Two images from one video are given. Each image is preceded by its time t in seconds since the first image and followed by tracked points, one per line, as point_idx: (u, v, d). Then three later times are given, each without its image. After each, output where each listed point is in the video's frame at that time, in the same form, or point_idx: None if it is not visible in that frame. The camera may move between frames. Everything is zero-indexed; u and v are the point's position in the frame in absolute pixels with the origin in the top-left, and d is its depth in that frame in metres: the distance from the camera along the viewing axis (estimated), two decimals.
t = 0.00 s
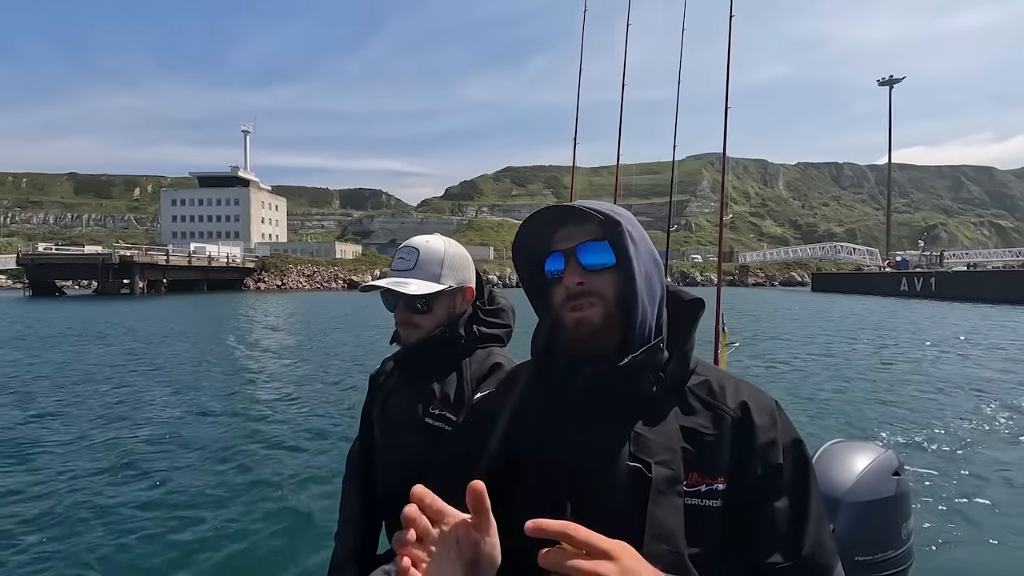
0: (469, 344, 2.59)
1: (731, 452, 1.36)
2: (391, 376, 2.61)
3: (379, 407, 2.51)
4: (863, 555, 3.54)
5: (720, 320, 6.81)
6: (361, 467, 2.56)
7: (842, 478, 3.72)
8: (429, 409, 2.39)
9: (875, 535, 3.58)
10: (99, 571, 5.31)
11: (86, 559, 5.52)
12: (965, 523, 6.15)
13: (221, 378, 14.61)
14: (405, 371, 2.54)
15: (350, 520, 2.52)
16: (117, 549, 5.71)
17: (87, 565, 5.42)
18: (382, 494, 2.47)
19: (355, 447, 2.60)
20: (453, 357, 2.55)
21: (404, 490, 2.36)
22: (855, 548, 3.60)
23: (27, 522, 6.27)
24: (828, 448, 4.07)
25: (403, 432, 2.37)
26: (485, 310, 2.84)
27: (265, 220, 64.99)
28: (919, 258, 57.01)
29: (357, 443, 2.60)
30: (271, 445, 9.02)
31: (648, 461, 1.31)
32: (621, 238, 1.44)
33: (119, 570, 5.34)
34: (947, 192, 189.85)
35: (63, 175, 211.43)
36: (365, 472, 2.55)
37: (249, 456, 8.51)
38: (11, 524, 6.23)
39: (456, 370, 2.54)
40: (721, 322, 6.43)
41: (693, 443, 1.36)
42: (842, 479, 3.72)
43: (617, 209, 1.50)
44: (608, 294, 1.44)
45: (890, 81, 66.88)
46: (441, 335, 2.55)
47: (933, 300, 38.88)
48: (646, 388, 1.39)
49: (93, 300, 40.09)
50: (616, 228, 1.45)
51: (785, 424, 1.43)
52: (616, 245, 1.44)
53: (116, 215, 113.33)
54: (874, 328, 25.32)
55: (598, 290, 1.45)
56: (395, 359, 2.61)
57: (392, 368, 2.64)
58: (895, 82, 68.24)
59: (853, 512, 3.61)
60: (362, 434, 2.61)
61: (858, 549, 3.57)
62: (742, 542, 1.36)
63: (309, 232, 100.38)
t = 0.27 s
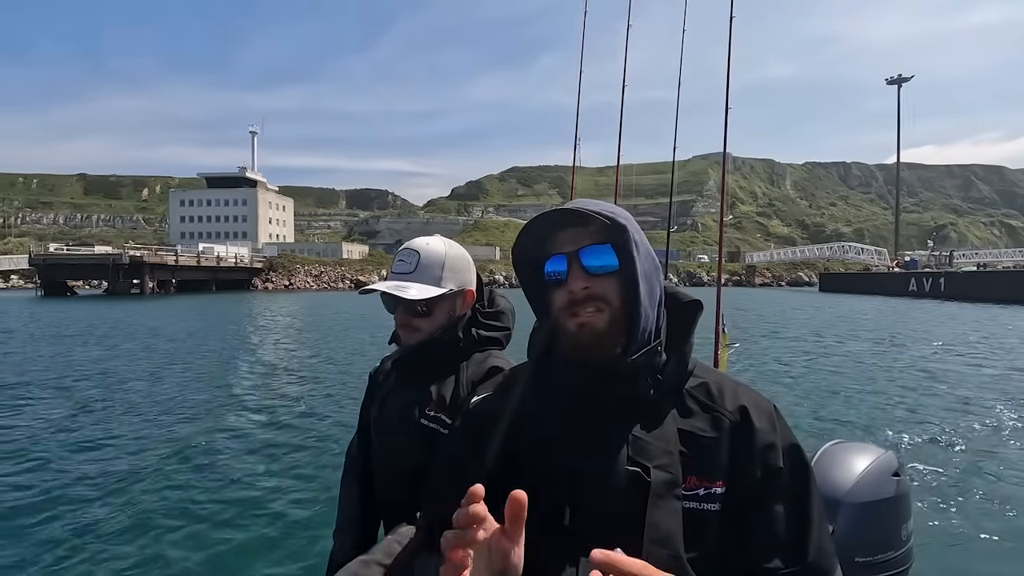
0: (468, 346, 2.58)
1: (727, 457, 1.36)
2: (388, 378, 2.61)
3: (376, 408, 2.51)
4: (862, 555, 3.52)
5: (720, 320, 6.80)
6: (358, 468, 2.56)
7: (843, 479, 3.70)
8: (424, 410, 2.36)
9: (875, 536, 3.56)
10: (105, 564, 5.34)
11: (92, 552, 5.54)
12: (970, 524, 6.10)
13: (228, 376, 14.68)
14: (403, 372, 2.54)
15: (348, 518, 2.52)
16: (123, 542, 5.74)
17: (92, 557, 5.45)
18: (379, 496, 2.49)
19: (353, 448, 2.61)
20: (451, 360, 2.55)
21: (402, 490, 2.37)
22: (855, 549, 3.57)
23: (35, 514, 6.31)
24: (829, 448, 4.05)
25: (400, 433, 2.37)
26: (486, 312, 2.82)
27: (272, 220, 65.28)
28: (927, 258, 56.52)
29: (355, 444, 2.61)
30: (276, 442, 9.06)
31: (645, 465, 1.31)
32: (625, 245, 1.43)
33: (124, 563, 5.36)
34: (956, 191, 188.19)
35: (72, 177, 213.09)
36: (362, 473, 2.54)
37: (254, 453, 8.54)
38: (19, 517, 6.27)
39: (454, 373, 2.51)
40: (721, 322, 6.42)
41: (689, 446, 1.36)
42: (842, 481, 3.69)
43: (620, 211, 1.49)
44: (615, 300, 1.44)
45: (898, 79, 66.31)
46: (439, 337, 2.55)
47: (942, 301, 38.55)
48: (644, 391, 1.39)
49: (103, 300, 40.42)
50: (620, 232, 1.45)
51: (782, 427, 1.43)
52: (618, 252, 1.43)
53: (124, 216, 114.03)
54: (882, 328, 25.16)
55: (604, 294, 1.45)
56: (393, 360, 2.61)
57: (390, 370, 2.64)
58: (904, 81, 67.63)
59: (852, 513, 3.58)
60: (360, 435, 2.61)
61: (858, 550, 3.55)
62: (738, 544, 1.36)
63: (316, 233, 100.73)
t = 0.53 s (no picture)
0: (469, 347, 2.58)
1: (734, 458, 1.35)
2: (390, 378, 2.61)
3: (379, 407, 2.52)
4: (863, 554, 3.50)
5: (721, 320, 6.78)
6: (359, 466, 2.57)
7: (843, 478, 3.68)
8: (426, 410, 2.37)
9: (876, 535, 3.53)
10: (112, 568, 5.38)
11: (99, 555, 5.59)
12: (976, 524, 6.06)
13: (235, 377, 14.75)
14: (404, 372, 2.54)
15: (348, 517, 2.52)
16: (130, 547, 5.78)
17: (101, 561, 5.49)
18: (379, 495, 2.49)
19: (354, 448, 2.62)
20: (452, 361, 2.54)
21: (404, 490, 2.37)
22: (856, 547, 3.54)
23: (43, 518, 6.36)
24: (828, 447, 4.03)
25: (401, 434, 2.37)
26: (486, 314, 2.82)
27: (279, 221, 65.59)
28: (937, 258, 56.05)
29: (356, 443, 2.61)
30: (281, 444, 9.11)
31: (652, 466, 1.31)
32: (643, 248, 1.43)
33: (132, 567, 5.41)
34: (966, 190, 186.42)
35: (81, 177, 214.70)
36: (362, 472, 2.55)
37: (260, 455, 8.58)
38: (28, 521, 6.32)
39: (454, 374, 2.51)
40: (721, 323, 6.41)
41: (695, 448, 1.36)
42: (842, 479, 3.67)
43: (632, 213, 1.49)
44: (627, 301, 1.44)
45: (908, 78, 65.73)
46: (442, 338, 2.55)
47: (952, 301, 38.21)
48: (653, 393, 1.40)
49: (114, 300, 40.77)
50: (636, 233, 1.45)
51: (785, 430, 1.42)
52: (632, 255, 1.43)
53: (133, 217, 114.89)
54: (890, 328, 25.02)
55: (616, 296, 1.45)
56: (395, 360, 2.62)
57: (392, 370, 2.64)
58: (913, 80, 67.01)
59: (852, 511, 3.56)
60: (362, 434, 2.61)
61: (859, 549, 3.52)
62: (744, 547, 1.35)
63: (323, 233, 101.15)
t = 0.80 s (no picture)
0: (467, 346, 2.60)
1: (730, 457, 1.35)
2: (389, 378, 2.62)
3: (378, 407, 2.54)
4: (862, 554, 3.51)
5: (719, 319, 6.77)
6: (359, 467, 2.57)
7: (843, 477, 3.66)
8: (425, 408, 2.39)
9: (875, 534, 3.55)
10: (117, 563, 5.41)
11: (105, 551, 5.62)
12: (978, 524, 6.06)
13: (241, 376, 14.81)
14: (404, 373, 2.56)
15: (347, 517, 2.53)
16: (136, 542, 5.82)
17: (107, 556, 5.53)
18: (378, 494, 2.50)
19: (353, 447, 2.63)
20: (450, 359, 2.55)
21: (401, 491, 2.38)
22: (855, 546, 3.56)
23: (51, 513, 6.41)
24: (828, 445, 4.02)
25: (401, 433, 2.39)
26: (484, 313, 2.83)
27: (286, 221, 65.86)
28: (945, 258, 55.62)
29: (355, 442, 2.63)
30: (286, 442, 9.15)
31: (648, 465, 1.31)
32: (637, 249, 1.43)
33: (137, 562, 5.44)
34: (975, 190, 184.77)
35: (89, 178, 215.98)
36: (362, 471, 2.56)
37: (265, 452, 8.64)
38: (36, 516, 6.37)
39: (453, 372, 2.52)
40: (720, 323, 6.40)
41: (691, 447, 1.36)
42: (840, 478, 3.68)
43: (624, 213, 1.50)
44: (619, 300, 1.45)
45: (916, 77, 65.25)
46: (440, 337, 2.57)
47: (960, 301, 37.89)
48: (649, 393, 1.39)
49: (123, 299, 41.08)
50: (628, 232, 1.45)
51: (783, 429, 1.42)
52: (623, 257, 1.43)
53: (141, 218, 115.65)
54: (898, 329, 24.84)
55: (609, 295, 1.45)
56: (394, 360, 2.63)
57: (391, 370, 2.64)
58: (921, 79, 66.50)
59: (852, 511, 3.56)
60: (361, 434, 2.62)
61: (858, 548, 3.54)
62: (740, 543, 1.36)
63: (329, 233, 101.48)
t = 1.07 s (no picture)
0: (465, 345, 2.60)
1: (725, 460, 1.34)
2: (387, 379, 2.62)
3: (377, 407, 2.54)
4: (862, 553, 3.51)
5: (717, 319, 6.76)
6: (358, 467, 2.58)
7: (841, 477, 3.65)
8: (423, 408, 2.40)
9: (875, 535, 3.54)
10: (125, 561, 5.49)
11: (113, 549, 5.69)
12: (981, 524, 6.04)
13: (248, 375, 14.91)
14: (402, 372, 2.56)
15: (347, 517, 2.53)
16: (143, 540, 5.90)
17: (115, 554, 5.60)
18: (379, 493, 2.51)
19: (353, 447, 2.63)
20: (447, 358, 2.55)
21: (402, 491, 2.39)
22: (854, 546, 3.56)
23: (60, 512, 6.50)
24: (825, 444, 4.01)
25: (398, 435, 2.39)
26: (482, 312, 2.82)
27: (293, 221, 66.20)
28: (955, 258, 55.15)
29: (355, 443, 2.63)
30: (291, 442, 9.21)
31: (644, 468, 1.29)
32: (622, 253, 1.40)
33: (144, 560, 5.51)
34: (986, 189, 183.08)
35: (100, 179, 218.03)
36: (362, 472, 2.57)
37: (270, 452, 8.70)
38: (46, 515, 6.47)
39: (452, 372, 2.52)
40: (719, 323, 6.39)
41: (687, 451, 1.35)
42: (839, 479, 3.67)
43: (611, 215, 1.47)
44: (607, 304, 1.41)
45: (926, 75, 64.68)
46: (436, 338, 2.57)
47: (970, 302, 37.57)
48: (642, 395, 1.37)
49: (134, 299, 41.51)
50: (614, 234, 1.43)
51: (779, 429, 1.42)
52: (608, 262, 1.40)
53: (151, 218, 116.63)
54: (906, 329, 24.70)
55: (596, 300, 1.42)
56: (392, 360, 2.63)
57: (389, 371, 2.65)
58: (931, 77, 65.90)
59: (853, 512, 3.55)
60: (359, 435, 2.62)
61: (857, 548, 3.54)
62: (739, 541, 1.36)
63: (336, 233, 101.94)
